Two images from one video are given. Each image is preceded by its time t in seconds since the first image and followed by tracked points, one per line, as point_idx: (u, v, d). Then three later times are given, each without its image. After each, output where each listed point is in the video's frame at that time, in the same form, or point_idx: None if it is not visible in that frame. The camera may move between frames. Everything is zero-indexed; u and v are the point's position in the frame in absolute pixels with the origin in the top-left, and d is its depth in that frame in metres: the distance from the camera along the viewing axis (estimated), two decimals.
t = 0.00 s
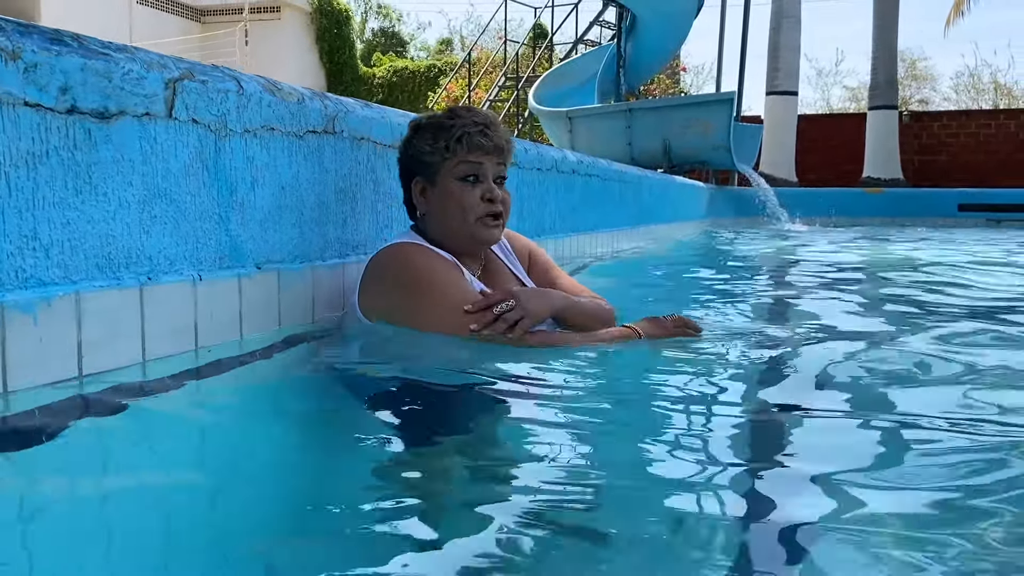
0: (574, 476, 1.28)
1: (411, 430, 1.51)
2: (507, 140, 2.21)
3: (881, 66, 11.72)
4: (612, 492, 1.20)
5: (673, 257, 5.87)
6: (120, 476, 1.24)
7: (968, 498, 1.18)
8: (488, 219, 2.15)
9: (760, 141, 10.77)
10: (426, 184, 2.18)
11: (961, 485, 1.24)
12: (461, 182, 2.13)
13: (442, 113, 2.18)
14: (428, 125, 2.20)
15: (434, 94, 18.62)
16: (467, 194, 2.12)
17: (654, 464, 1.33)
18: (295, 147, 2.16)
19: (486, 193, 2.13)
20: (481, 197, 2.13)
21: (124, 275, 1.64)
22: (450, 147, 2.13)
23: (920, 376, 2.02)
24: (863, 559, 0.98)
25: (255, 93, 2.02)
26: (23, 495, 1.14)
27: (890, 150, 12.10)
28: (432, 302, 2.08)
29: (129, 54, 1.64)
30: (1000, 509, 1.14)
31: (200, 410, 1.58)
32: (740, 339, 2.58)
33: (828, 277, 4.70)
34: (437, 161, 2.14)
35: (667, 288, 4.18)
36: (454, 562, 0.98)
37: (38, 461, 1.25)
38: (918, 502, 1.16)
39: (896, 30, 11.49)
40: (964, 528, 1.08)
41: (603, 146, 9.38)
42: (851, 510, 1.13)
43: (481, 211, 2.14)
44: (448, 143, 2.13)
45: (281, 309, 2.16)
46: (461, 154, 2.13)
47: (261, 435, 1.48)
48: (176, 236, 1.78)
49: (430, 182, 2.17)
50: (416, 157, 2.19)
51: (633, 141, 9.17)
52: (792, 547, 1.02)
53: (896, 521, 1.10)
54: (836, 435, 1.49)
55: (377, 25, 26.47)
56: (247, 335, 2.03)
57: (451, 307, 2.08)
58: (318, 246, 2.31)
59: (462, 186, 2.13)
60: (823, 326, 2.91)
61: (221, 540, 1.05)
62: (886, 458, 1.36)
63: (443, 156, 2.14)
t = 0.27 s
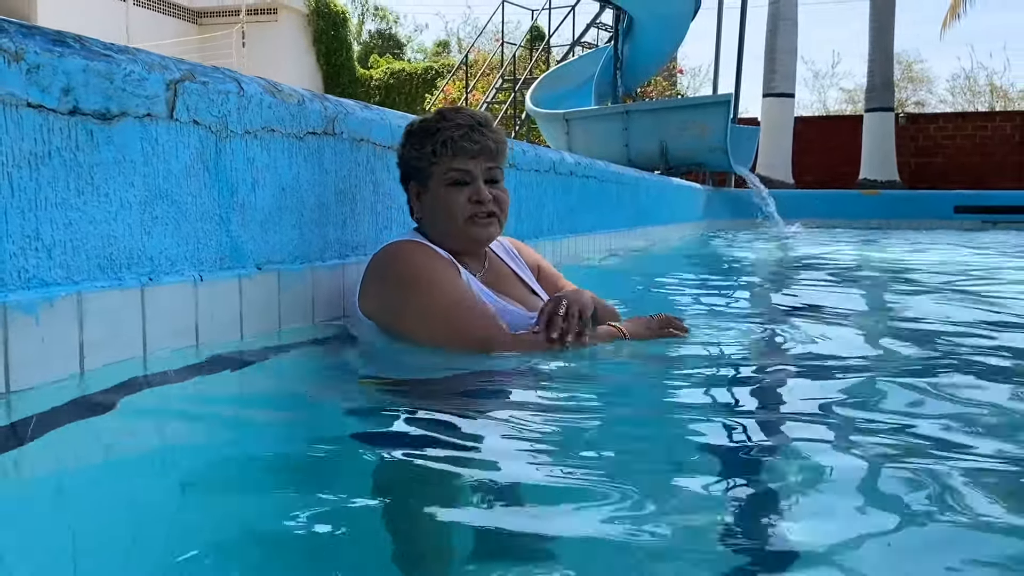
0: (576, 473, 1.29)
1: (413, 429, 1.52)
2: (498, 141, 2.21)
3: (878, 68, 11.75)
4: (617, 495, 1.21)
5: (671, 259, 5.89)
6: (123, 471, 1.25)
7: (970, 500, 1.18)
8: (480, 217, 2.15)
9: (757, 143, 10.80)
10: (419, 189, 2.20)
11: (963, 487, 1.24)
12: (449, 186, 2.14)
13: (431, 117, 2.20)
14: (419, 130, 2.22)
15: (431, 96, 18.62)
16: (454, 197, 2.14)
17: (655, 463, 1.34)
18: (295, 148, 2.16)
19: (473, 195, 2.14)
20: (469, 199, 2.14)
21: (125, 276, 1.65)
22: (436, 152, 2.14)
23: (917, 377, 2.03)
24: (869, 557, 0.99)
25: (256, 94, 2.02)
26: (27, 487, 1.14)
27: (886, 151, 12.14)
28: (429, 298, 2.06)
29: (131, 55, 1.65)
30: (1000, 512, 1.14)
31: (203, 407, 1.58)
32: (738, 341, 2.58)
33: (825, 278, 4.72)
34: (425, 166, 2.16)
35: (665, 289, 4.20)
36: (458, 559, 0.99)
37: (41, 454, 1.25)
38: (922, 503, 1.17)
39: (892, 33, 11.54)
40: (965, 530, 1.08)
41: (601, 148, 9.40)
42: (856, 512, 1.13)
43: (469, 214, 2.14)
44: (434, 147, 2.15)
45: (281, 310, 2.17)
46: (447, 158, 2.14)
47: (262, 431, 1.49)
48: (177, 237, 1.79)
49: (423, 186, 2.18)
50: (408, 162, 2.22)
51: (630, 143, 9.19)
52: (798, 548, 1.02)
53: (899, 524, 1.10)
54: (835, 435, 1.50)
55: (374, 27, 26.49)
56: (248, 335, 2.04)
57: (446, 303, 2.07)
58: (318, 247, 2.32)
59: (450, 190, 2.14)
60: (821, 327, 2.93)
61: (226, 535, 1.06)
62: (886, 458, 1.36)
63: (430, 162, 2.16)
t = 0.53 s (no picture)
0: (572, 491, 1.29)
1: (410, 445, 1.52)
2: (505, 145, 2.20)
3: (873, 72, 11.78)
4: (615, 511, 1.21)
5: (668, 262, 5.89)
6: (115, 500, 1.25)
7: (965, 512, 1.19)
8: (483, 222, 2.14)
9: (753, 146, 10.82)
10: (423, 190, 2.18)
11: (957, 499, 1.25)
12: (456, 188, 2.13)
13: (438, 119, 2.18)
14: (425, 131, 2.19)
15: (428, 99, 18.60)
16: (461, 200, 2.12)
17: (652, 479, 1.34)
18: (291, 151, 2.16)
19: (480, 199, 2.12)
20: (476, 203, 2.13)
21: (121, 279, 1.64)
22: (445, 153, 2.12)
23: (913, 381, 2.04)
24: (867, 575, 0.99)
25: (252, 97, 2.02)
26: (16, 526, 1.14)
27: (882, 154, 12.16)
28: (423, 299, 2.03)
29: (127, 58, 1.65)
30: (999, 525, 1.14)
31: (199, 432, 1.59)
32: (735, 343, 2.58)
33: (821, 281, 4.72)
34: (432, 167, 2.14)
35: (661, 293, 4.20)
36: None
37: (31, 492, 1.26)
38: (919, 516, 1.17)
39: (887, 37, 11.57)
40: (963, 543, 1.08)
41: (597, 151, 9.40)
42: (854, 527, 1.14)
43: (476, 218, 2.13)
44: (443, 149, 2.13)
45: (278, 315, 2.16)
46: (456, 160, 2.12)
47: (255, 454, 1.49)
48: (173, 240, 1.78)
49: (428, 188, 2.16)
50: (412, 163, 2.19)
51: (626, 146, 9.20)
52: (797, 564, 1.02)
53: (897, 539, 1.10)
54: (831, 444, 1.50)
55: (370, 30, 26.49)
56: (245, 339, 2.03)
57: (444, 306, 2.03)
58: (314, 250, 2.31)
59: (458, 192, 2.13)
60: (817, 330, 2.93)
61: (222, 556, 1.06)
62: (881, 469, 1.37)
63: (438, 162, 2.13)
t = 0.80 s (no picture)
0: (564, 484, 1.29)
1: (402, 442, 1.52)
2: (496, 152, 2.18)
3: (867, 75, 11.81)
4: (607, 506, 1.21)
5: (661, 264, 5.89)
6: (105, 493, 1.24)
7: (951, 508, 1.19)
8: (469, 235, 2.14)
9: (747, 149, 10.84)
10: (412, 194, 2.17)
11: (944, 494, 1.25)
12: (442, 197, 2.12)
13: (429, 122, 2.15)
14: (416, 132, 2.17)
15: (423, 102, 18.56)
16: (448, 209, 2.12)
17: (642, 474, 1.34)
18: (281, 154, 2.16)
19: (466, 209, 2.12)
20: (461, 212, 2.13)
21: (110, 282, 1.64)
22: (433, 159, 2.11)
23: (903, 383, 2.04)
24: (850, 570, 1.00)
25: (243, 100, 2.02)
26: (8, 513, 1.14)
27: (876, 157, 12.19)
28: (418, 301, 2.03)
29: (116, 61, 1.65)
30: (988, 520, 1.15)
31: (190, 429, 1.58)
32: (727, 345, 2.58)
33: (813, 283, 4.73)
34: (421, 173, 2.13)
35: (654, 295, 4.20)
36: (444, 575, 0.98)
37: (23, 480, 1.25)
38: (910, 511, 1.18)
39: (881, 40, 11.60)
40: (953, 539, 1.09)
41: (591, 154, 9.41)
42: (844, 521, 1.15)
43: (463, 228, 2.13)
44: (432, 155, 2.11)
45: (268, 318, 2.16)
46: (443, 168, 2.10)
47: (246, 451, 1.48)
48: (163, 243, 1.78)
49: (416, 192, 2.15)
50: (403, 165, 2.18)
51: (620, 149, 9.21)
52: (788, 560, 1.02)
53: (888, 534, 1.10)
54: (822, 441, 1.51)
55: (366, 33, 26.49)
56: (234, 342, 2.03)
57: (436, 307, 2.04)
58: (305, 252, 2.31)
59: (444, 202, 2.12)
60: (809, 332, 2.94)
61: (212, 554, 1.06)
62: (869, 466, 1.37)
63: (426, 168, 2.12)
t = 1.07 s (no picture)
0: (560, 484, 1.30)
1: (397, 444, 1.52)
2: (494, 152, 2.19)
3: (861, 79, 11.84)
4: (602, 504, 1.21)
5: (655, 268, 5.90)
6: (101, 486, 1.25)
7: (943, 508, 1.20)
8: (472, 233, 2.14)
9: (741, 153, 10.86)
10: (412, 199, 2.17)
11: (935, 494, 1.26)
12: (443, 199, 2.12)
13: (424, 127, 2.15)
14: (412, 138, 2.17)
15: (418, 105, 18.54)
16: (449, 210, 2.12)
17: (637, 475, 1.34)
18: (275, 158, 2.16)
19: (468, 209, 2.13)
20: (463, 213, 2.13)
21: (102, 287, 1.64)
22: (432, 162, 2.11)
23: (896, 386, 2.05)
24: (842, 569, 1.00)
25: (236, 105, 2.02)
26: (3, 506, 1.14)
27: (869, 161, 12.23)
28: (419, 310, 2.00)
29: (109, 66, 1.65)
30: (981, 520, 1.15)
31: (182, 421, 1.58)
32: (720, 349, 2.59)
33: (807, 287, 4.74)
34: (420, 177, 2.13)
35: (649, 299, 4.20)
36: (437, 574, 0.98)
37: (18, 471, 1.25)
38: (904, 510, 1.18)
39: (874, 44, 11.64)
40: (945, 537, 1.09)
41: (586, 158, 9.43)
42: (840, 521, 1.15)
43: (465, 228, 2.13)
44: (430, 157, 2.11)
45: (261, 321, 2.16)
46: (443, 170, 2.11)
47: (241, 447, 1.48)
48: (156, 248, 1.78)
49: (415, 198, 2.15)
50: (400, 171, 2.17)
51: (615, 153, 9.22)
52: (783, 556, 1.03)
53: (882, 533, 1.11)
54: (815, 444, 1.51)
55: (360, 37, 26.48)
56: (228, 346, 2.03)
57: (440, 317, 2.00)
58: (299, 257, 2.31)
59: (445, 203, 2.12)
60: (803, 335, 2.95)
61: (206, 546, 1.06)
62: (863, 467, 1.38)
63: (425, 172, 2.12)
